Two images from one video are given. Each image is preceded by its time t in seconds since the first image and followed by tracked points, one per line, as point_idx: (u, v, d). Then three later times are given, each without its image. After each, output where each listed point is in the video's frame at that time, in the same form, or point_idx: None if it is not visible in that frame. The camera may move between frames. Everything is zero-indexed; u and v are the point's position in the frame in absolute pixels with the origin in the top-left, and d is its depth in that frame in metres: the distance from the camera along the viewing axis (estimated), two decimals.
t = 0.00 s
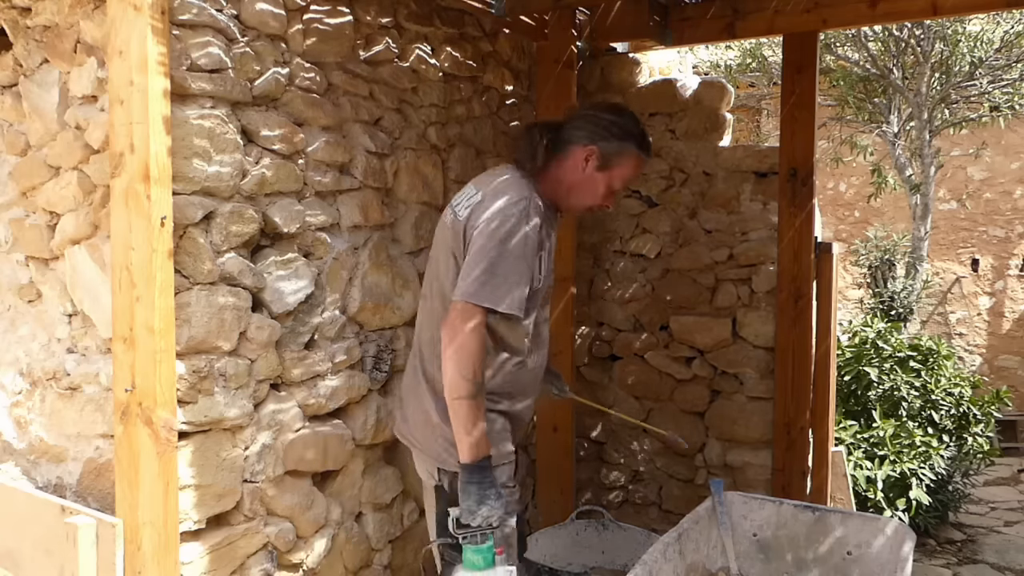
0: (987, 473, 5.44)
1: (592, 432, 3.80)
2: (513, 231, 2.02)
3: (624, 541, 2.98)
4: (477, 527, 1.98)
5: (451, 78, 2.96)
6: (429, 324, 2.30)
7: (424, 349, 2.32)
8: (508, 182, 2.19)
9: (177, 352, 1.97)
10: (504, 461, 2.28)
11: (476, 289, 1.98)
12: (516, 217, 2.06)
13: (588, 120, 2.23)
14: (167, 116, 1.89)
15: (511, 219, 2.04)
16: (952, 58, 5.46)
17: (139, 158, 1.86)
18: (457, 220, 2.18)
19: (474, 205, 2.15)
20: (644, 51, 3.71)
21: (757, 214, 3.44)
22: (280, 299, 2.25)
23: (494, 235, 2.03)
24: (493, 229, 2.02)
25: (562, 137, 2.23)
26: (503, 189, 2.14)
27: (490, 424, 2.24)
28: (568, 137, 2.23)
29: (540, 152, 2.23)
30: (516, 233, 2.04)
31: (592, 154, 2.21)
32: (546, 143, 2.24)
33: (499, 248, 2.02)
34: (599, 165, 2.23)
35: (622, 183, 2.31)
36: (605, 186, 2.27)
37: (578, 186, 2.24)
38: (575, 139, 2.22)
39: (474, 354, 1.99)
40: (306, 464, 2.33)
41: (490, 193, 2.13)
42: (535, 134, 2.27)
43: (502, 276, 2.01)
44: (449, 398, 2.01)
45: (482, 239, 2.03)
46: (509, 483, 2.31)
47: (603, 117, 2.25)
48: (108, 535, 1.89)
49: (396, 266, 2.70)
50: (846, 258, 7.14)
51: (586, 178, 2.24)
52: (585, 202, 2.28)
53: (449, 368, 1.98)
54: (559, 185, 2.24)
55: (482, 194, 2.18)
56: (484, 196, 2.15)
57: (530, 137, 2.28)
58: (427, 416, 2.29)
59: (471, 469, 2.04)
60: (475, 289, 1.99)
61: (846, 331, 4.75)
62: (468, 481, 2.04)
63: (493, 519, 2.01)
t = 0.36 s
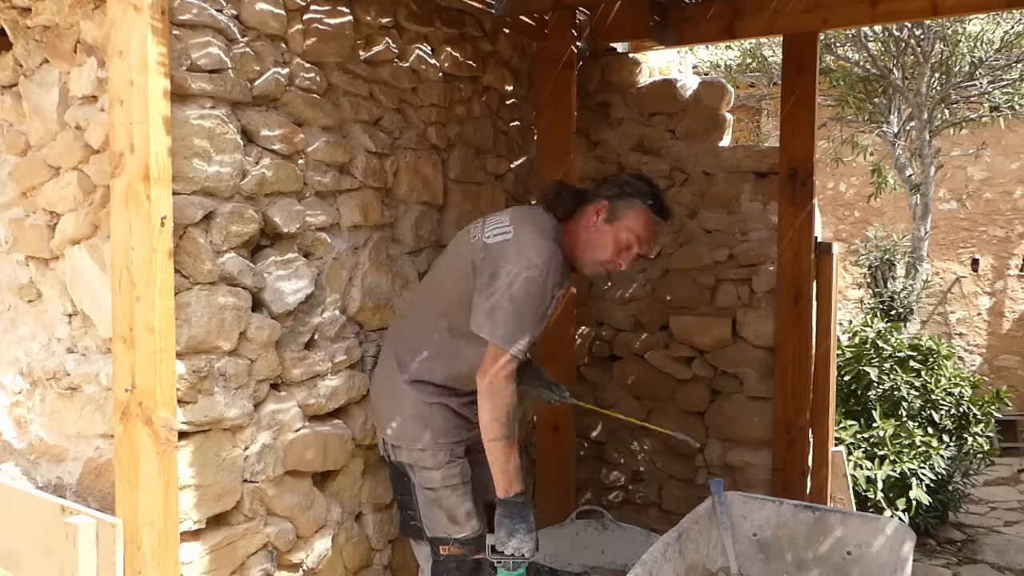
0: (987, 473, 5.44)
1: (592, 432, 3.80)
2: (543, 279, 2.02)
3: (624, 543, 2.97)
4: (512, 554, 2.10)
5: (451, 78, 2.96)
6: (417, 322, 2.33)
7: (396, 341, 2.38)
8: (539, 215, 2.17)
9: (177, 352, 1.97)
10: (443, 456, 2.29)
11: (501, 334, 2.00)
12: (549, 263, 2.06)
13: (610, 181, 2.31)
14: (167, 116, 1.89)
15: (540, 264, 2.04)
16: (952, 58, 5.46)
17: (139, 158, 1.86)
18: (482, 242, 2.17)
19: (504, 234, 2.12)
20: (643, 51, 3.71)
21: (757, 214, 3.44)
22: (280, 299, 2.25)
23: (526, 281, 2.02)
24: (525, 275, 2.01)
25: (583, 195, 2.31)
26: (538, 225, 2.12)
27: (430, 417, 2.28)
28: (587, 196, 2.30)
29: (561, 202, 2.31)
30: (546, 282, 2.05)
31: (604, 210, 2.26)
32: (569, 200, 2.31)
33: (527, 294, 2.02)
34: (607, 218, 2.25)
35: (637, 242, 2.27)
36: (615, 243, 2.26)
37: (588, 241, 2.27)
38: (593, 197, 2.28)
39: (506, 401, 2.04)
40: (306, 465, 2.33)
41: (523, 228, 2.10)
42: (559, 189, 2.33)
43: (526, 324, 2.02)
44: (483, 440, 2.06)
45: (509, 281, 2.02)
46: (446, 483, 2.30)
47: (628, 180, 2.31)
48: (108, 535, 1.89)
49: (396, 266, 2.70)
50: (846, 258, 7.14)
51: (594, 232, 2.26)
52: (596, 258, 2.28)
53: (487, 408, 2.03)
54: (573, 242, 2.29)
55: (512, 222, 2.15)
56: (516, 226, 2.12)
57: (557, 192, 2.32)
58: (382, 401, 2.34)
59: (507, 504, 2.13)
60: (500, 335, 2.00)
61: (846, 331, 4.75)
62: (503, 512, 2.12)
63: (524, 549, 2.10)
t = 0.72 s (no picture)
0: (987, 473, 5.44)
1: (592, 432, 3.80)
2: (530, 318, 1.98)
3: (624, 543, 2.97)
4: None
5: (451, 78, 2.96)
6: (407, 336, 2.33)
7: (383, 344, 2.38)
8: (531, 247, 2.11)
9: (177, 352, 1.97)
10: (428, 457, 2.28)
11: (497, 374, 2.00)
12: (538, 299, 2.01)
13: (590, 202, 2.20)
14: (167, 116, 1.89)
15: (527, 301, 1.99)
16: (952, 58, 5.46)
17: (139, 158, 1.86)
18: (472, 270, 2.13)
19: (493, 265, 2.08)
20: (643, 51, 3.71)
21: (757, 214, 3.44)
22: (280, 299, 2.25)
23: (513, 322, 1.98)
24: (509, 316, 1.97)
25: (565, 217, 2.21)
26: (528, 259, 2.06)
27: (416, 419, 2.28)
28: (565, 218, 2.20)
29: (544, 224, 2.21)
30: (535, 320, 2.00)
31: (577, 224, 2.14)
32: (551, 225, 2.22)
33: (515, 332, 1.98)
34: (578, 230, 2.12)
35: (617, 249, 2.09)
36: (592, 253, 2.09)
37: (566, 257, 2.13)
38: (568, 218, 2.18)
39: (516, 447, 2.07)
40: (306, 465, 2.33)
41: (513, 261, 2.05)
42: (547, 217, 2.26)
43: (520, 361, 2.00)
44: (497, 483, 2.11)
45: (497, 319, 1.99)
46: (432, 484, 2.28)
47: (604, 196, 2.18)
48: (108, 535, 1.89)
49: (396, 266, 2.70)
50: (846, 258, 7.14)
51: (570, 247, 2.12)
52: (576, 273, 2.12)
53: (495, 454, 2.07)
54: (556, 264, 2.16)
55: (504, 253, 2.10)
56: (505, 259, 2.07)
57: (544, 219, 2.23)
58: (369, 405, 2.35)
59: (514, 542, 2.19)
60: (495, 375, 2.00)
61: (845, 331, 4.75)
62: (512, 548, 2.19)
63: None
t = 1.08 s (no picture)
0: (987, 473, 5.44)
1: (592, 432, 3.80)
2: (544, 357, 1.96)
3: (624, 543, 2.97)
4: None
5: (451, 79, 2.96)
6: (406, 340, 2.31)
7: (382, 344, 2.37)
8: (545, 275, 2.07)
9: (177, 352, 1.97)
10: (426, 457, 2.28)
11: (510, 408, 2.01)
12: (552, 336, 1.99)
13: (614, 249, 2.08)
14: (167, 116, 1.89)
15: (541, 338, 1.97)
16: (952, 58, 5.47)
17: (139, 158, 1.86)
18: (484, 295, 2.10)
19: (506, 296, 2.05)
20: (643, 51, 3.71)
21: (757, 214, 3.44)
22: (280, 299, 2.25)
23: (525, 360, 1.96)
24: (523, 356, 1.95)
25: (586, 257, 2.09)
26: (543, 292, 2.02)
27: (414, 420, 2.27)
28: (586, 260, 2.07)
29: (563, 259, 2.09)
30: (549, 357, 1.99)
31: (597, 278, 2.02)
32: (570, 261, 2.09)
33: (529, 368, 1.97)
34: (597, 286, 2.01)
35: (634, 318, 2.01)
36: (607, 316, 2.01)
37: (580, 309, 2.04)
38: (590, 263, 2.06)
39: (530, 474, 2.10)
40: (306, 465, 2.33)
41: (528, 295, 2.02)
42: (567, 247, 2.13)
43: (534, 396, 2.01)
44: (512, 509, 2.16)
45: (508, 356, 1.98)
46: (429, 483, 2.29)
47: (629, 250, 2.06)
48: (108, 535, 1.89)
49: (396, 266, 2.70)
50: (846, 258, 7.14)
51: (586, 301, 2.02)
52: (587, 327, 2.04)
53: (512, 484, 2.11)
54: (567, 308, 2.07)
55: (517, 282, 2.07)
56: (519, 290, 2.04)
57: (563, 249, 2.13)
58: (366, 406, 2.33)
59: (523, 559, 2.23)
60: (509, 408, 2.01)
61: (846, 331, 4.75)
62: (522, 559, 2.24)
63: None
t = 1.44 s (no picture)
0: (987, 473, 5.44)
1: (592, 432, 3.79)
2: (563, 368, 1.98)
3: (624, 543, 2.98)
4: None
5: (451, 79, 2.96)
6: (411, 342, 2.29)
7: (384, 345, 2.35)
8: (567, 293, 2.09)
9: (177, 352, 1.97)
10: (431, 455, 2.29)
11: (529, 417, 2.00)
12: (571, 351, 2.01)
13: (638, 291, 2.07)
14: (167, 116, 1.89)
15: (564, 352, 1.99)
16: (952, 58, 5.47)
17: (139, 158, 1.86)
18: (501, 304, 2.10)
19: (528, 307, 2.05)
20: (643, 51, 3.71)
21: (757, 214, 3.44)
22: (280, 299, 2.25)
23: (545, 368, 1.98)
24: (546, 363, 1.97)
25: (610, 294, 2.07)
26: (567, 308, 2.05)
27: (420, 418, 2.27)
28: (611, 298, 2.06)
29: (588, 292, 2.06)
30: (568, 372, 2.00)
31: (619, 325, 2.04)
32: (595, 296, 2.06)
33: (550, 380, 1.98)
34: (621, 337, 2.03)
35: (641, 366, 2.09)
36: (619, 362, 2.07)
37: (593, 348, 2.07)
38: (614, 304, 2.05)
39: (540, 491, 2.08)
40: (306, 465, 2.33)
41: (548, 307, 2.04)
42: (589, 275, 2.11)
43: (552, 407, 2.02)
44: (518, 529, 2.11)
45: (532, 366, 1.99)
46: (435, 481, 2.30)
47: (653, 295, 2.06)
48: (108, 535, 1.90)
49: (396, 266, 2.70)
50: (846, 258, 7.14)
51: (603, 345, 2.05)
52: (594, 364, 2.09)
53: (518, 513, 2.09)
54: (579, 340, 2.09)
55: (538, 294, 2.08)
56: (541, 303, 2.05)
57: (583, 274, 2.12)
58: (369, 406, 2.32)
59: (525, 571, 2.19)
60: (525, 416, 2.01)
61: (846, 331, 4.76)
62: None
63: None
